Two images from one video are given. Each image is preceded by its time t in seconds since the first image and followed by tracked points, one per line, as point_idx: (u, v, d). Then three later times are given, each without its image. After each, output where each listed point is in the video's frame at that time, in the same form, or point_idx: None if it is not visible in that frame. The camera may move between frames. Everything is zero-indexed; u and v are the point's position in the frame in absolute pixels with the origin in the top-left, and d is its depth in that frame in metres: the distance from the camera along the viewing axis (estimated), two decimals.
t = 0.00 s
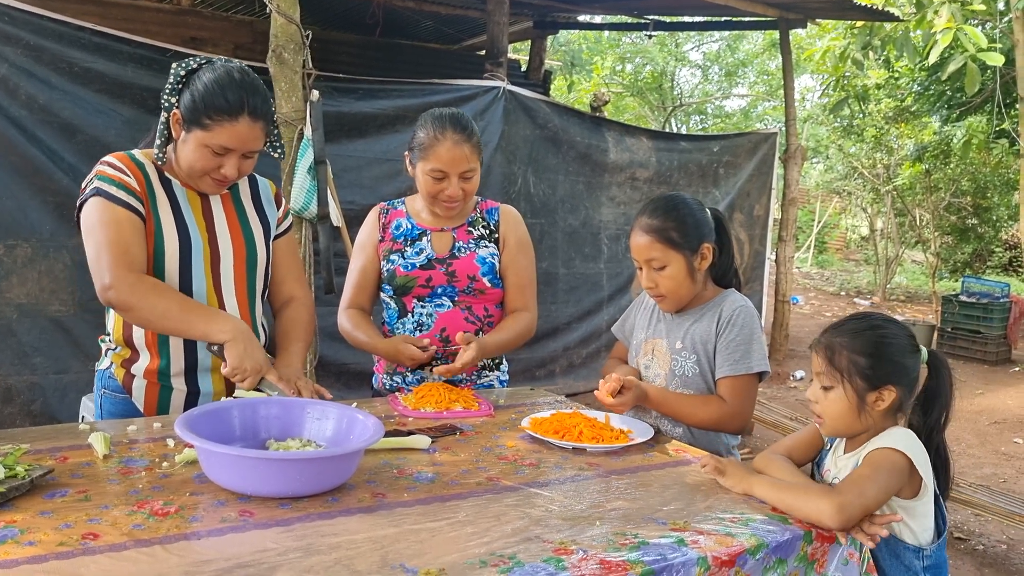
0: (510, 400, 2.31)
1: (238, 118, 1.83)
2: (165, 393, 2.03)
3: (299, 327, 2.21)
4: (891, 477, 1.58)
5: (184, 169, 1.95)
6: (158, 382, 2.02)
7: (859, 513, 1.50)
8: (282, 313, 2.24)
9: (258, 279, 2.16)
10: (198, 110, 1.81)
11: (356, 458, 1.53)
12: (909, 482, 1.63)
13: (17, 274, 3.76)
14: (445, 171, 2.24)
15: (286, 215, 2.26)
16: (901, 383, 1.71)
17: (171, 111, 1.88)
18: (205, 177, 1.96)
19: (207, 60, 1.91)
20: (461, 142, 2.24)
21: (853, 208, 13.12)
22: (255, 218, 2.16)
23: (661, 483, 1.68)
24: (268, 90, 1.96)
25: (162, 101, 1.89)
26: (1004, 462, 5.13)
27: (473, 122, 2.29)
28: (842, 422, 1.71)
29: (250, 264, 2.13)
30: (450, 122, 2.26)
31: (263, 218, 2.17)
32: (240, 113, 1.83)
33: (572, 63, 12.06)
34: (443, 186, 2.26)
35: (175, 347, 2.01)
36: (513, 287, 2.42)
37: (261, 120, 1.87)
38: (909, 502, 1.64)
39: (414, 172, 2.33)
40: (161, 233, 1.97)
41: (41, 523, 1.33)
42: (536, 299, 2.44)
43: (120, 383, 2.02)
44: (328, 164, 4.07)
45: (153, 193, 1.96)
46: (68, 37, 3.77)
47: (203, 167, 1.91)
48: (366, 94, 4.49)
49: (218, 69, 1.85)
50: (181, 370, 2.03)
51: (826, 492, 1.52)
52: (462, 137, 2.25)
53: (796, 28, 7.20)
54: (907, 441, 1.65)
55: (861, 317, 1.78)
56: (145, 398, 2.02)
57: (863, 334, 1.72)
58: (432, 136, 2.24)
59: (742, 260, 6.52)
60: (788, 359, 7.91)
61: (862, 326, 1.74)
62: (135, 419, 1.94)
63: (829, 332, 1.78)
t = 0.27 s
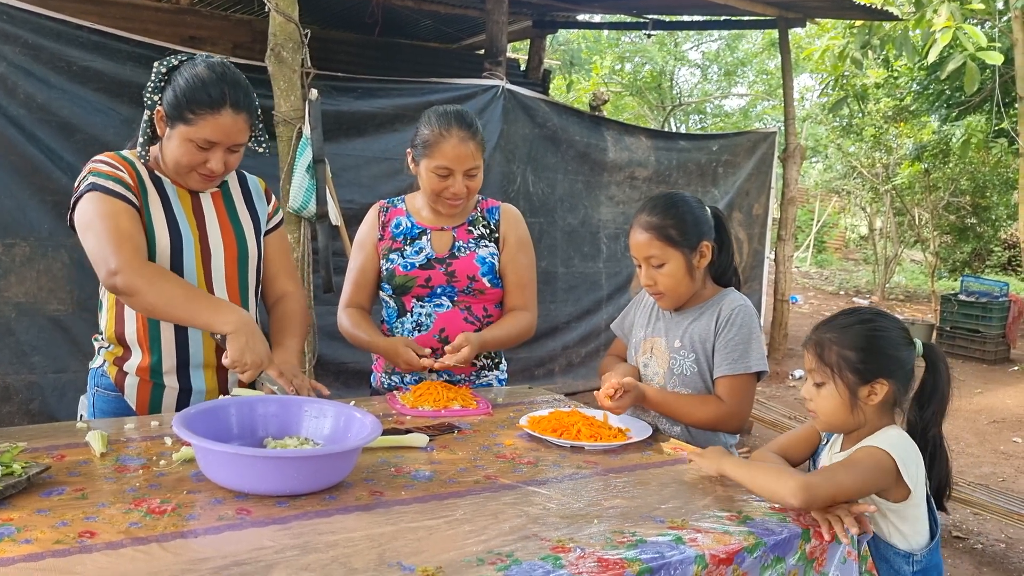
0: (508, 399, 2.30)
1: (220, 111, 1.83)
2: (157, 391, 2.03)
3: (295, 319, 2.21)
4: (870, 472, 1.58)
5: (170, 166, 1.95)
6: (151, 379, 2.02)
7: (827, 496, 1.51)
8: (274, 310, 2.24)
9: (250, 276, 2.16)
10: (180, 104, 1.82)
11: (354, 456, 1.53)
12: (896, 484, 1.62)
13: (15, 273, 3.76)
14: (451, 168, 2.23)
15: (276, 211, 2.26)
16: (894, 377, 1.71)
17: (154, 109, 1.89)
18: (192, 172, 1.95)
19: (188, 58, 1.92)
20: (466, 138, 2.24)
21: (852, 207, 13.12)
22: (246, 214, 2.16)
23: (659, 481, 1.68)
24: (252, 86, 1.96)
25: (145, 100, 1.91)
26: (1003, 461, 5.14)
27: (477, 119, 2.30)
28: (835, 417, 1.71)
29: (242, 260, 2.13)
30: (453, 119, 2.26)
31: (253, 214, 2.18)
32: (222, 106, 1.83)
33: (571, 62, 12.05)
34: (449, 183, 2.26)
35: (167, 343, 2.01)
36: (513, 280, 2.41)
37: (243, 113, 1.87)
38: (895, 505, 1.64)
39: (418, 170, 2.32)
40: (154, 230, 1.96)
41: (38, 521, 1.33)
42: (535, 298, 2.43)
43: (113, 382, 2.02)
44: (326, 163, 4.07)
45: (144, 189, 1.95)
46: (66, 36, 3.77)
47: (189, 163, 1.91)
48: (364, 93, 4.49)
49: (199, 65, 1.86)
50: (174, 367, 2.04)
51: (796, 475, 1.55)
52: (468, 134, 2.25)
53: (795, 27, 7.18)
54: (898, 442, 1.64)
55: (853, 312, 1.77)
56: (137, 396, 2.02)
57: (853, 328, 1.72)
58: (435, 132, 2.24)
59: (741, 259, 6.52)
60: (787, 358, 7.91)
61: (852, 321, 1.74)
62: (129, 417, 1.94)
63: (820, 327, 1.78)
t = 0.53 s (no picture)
0: (507, 398, 2.30)
1: (231, 114, 1.84)
2: (157, 391, 2.03)
3: (290, 318, 2.21)
4: (849, 483, 1.52)
5: (175, 165, 1.95)
6: (151, 379, 2.02)
7: (792, 508, 1.47)
8: (269, 309, 2.23)
9: (248, 275, 2.16)
10: (190, 106, 1.81)
11: (353, 455, 1.53)
12: (881, 496, 1.56)
13: (14, 272, 3.76)
14: (455, 166, 2.23)
15: (273, 211, 2.27)
16: (894, 381, 1.70)
17: (160, 108, 1.88)
18: (196, 173, 1.95)
19: (195, 58, 1.92)
20: (471, 136, 2.24)
21: (851, 207, 13.13)
22: (245, 214, 2.16)
23: (658, 479, 1.68)
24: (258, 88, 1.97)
25: (151, 98, 1.89)
26: (1002, 460, 5.14)
27: (479, 118, 2.30)
28: (833, 419, 1.71)
29: (240, 259, 2.14)
30: (454, 117, 2.26)
31: (251, 213, 2.18)
32: (233, 109, 1.83)
33: (570, 62, 12.06)
34: (452, 180, 2.25)
35: (168, 342, 2.01)
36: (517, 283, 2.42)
37: (252, 116, 1.88)
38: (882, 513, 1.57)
39: (420, 169, 2.31)
40: (155, 228, 1.96)
41: (37, 519, 1.33)
42: (540, 299, 2.47)
43: (112, 381, 2.01)
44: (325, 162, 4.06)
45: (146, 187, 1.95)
46: (65, 35, 3.77)
47: (195, 163, 1.91)
48: (363, 92, 4.49)
49: (208, 66, 1.86)
50: (174, 366, 2.04)
51: (759, 487, 1.51)
52: (471, 132, 2.25)
53: (794, 27, 7.18)
54: (888, 453, 1.58)
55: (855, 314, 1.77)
56: (137, 395, 2.02)
57: (851, 331, 1.72)
58: (440, 129, 2.24)
59: (740, 258, 6.52)
60: (786, 358, 7.91)
61: (851, 324, 1.74)
62: (128, 417, 1.94)
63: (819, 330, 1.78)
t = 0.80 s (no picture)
0: (507, 397, 2.30)
1: (240, 117, 1.85)
2: (159, 389, 2.03)
3: (289, 319, 2.20)
4: (859, 491, 1.48)
5: (181, 164, 1.96)
6: (154, 378, 2.02)
7: (799, 511, 1.45)
8: (270, 310, 2.23)
9: (250, 275, 2.17)
10: (200, 106, 1.83)
11: (353, 454, 1.53)
12: (892, 505, 1.51)
13: (14, 271, 3.76)
14: (458, 163, 2.22)
15: (275, 212, 2.26)
16: (915, 388, 1.69)
17: (169, 107, 1.90)
18: (202, 172, 1.96)
19: (205, 59, 1.93)
20: (473, 133, 2.24)
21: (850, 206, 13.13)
22: (247, 214, 2.15)
23: (659, 479, 1.68)
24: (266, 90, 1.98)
25: (161, 97, 1.91)
26: (1001, 460, 5.14)
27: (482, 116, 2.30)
28: (855, 423, 1.67)
29: (242, 259, 2.14)
30: (459, 115, 2.25)
31: (253, 214, 2.17)
32: (242, 112, 1.85)
33: (569, 61, 12.05)
34: (455, 178, 2.24)
35: (170, 341, 2.02)
36: (523, 291, 2.42)
37: (261, 120, 1.90)
38: (891, 522, 1.52)
39: (422, 167, 2.31)
40: (158, 226, 1.96)
41: (37, 518, 1.33)
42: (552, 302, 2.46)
43: (114, 380, 2.01)
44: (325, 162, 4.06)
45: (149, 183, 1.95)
46: (64, 34, 3.77)
47: (201, 163, 1.92)
48: (362, 91, 4.49)
49: (219, 67, 1.88)
50: (176, 365, 2.04)
51: (767, 489, 1.50)
52: (474, 129, 2.25)
53: (794, 26, 7.17)
54: (902, 464, 1.54)
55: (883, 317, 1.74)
56: (140, 395, 2.01)
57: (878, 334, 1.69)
58: (444, 126, 2.23)
59: (740, 258, 6.52)
60: (786, 357, 7.91)
61: (878, 327, 1.71)
62: (130, 416, 1.94)
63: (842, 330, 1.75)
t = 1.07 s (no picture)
0: (510, 395, 2.30)
1: (240, 112, 1.85)
2: (164, 386, 2.03)
3: (293, 318, 2.19)
4: (868, 491, 1.48)
5: (182, 162, 1.96)
6: (158, 375, 2.02)
7: (809, 513, 1.45)
8: (273, 308, 2.22)
9: (254, 273, 2.16)
10: (200, 102, 1.83)
11: (357, 452, 1.53)
12: (905, 505, 1.51)
13: (15, 270, 3.76)
14: (465, 163, 2.22)
15: (279, 210, 2.26)
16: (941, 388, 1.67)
17: (171, 104, 1.90)
18: (203, 169, 1.96)
19: (207, 56, 1.93)
20: (480, 133, 2.24)
21: (850, 205, 13.13)
22: (251, 211, 2.15)
23: (662, 477, 1.68)
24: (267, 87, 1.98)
25: (163, 95, 1.92)
26: (1002, 458, 5.15)
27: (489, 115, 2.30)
28: (909, 427, 1.57)
29: (246, 256, 2.13)
30: (466, 114, 2.26)
31: (257, 211, 2.17)
32: (242, 107, 1.84)
33: (569, 60, 12.04)
34: (462, 177, 2.23)
35: (175, 338, 2.01)
36: (528, 294, 2.41)
37: (261, 115, 1.89)
38: (903, 521, 1.52)
39: (430, 166, 2.30)
40: (159, 222, 1.97)
41: (42, 516, 1.33)
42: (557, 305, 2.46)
43: (118, 378, 2.01)
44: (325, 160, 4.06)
45: (151, 179, 1.95)
46: (65, 32, 3.77)
47: (202, 160, 1.92)
48: (363, 90, 4.49)
49: (219, 63, 1.88)
50: (181, 361, 2.04)
51: (779, 488, 1.49)
52: (481, 129, 2.25)
53: (794, 25, 7.17)
54: (915, 464, 1.53)
55: (901, 317, 1.70)
56: (144, 392, 2.01)
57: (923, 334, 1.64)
58: (452, 125, 2.23)
59: (740, 256, 6.53)
60: (786, 356, 7.91)
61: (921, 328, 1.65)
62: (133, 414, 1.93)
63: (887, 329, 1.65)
